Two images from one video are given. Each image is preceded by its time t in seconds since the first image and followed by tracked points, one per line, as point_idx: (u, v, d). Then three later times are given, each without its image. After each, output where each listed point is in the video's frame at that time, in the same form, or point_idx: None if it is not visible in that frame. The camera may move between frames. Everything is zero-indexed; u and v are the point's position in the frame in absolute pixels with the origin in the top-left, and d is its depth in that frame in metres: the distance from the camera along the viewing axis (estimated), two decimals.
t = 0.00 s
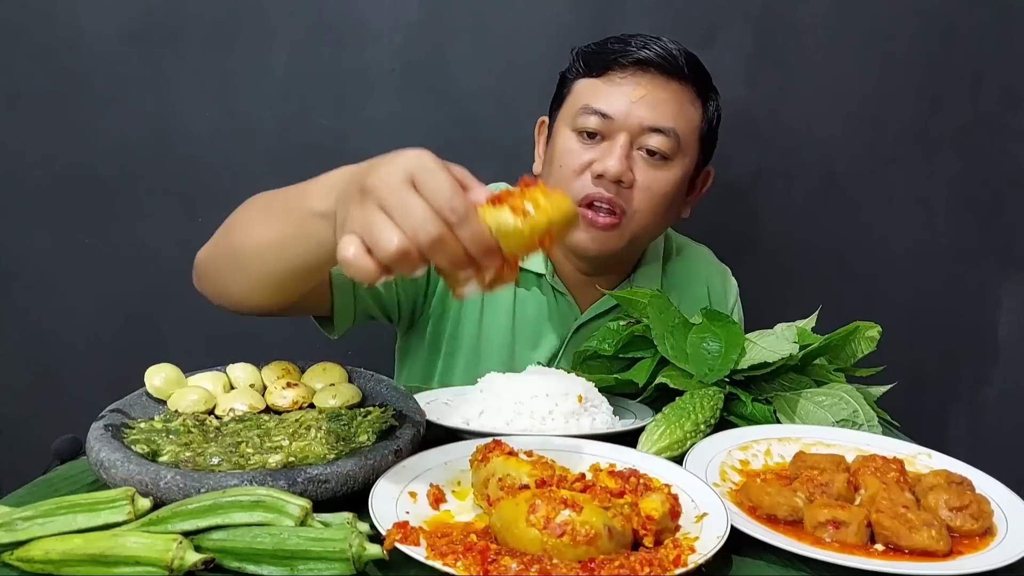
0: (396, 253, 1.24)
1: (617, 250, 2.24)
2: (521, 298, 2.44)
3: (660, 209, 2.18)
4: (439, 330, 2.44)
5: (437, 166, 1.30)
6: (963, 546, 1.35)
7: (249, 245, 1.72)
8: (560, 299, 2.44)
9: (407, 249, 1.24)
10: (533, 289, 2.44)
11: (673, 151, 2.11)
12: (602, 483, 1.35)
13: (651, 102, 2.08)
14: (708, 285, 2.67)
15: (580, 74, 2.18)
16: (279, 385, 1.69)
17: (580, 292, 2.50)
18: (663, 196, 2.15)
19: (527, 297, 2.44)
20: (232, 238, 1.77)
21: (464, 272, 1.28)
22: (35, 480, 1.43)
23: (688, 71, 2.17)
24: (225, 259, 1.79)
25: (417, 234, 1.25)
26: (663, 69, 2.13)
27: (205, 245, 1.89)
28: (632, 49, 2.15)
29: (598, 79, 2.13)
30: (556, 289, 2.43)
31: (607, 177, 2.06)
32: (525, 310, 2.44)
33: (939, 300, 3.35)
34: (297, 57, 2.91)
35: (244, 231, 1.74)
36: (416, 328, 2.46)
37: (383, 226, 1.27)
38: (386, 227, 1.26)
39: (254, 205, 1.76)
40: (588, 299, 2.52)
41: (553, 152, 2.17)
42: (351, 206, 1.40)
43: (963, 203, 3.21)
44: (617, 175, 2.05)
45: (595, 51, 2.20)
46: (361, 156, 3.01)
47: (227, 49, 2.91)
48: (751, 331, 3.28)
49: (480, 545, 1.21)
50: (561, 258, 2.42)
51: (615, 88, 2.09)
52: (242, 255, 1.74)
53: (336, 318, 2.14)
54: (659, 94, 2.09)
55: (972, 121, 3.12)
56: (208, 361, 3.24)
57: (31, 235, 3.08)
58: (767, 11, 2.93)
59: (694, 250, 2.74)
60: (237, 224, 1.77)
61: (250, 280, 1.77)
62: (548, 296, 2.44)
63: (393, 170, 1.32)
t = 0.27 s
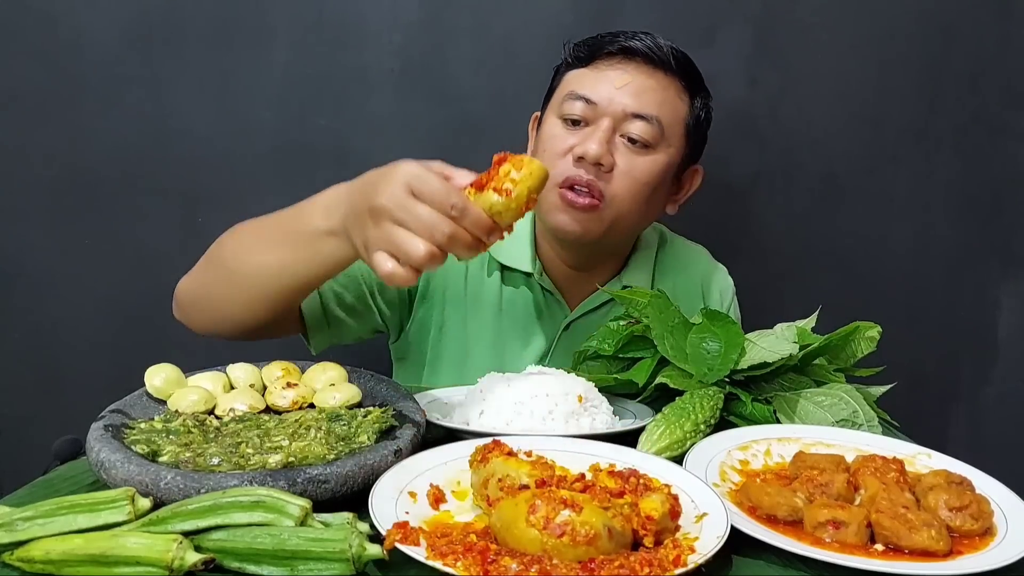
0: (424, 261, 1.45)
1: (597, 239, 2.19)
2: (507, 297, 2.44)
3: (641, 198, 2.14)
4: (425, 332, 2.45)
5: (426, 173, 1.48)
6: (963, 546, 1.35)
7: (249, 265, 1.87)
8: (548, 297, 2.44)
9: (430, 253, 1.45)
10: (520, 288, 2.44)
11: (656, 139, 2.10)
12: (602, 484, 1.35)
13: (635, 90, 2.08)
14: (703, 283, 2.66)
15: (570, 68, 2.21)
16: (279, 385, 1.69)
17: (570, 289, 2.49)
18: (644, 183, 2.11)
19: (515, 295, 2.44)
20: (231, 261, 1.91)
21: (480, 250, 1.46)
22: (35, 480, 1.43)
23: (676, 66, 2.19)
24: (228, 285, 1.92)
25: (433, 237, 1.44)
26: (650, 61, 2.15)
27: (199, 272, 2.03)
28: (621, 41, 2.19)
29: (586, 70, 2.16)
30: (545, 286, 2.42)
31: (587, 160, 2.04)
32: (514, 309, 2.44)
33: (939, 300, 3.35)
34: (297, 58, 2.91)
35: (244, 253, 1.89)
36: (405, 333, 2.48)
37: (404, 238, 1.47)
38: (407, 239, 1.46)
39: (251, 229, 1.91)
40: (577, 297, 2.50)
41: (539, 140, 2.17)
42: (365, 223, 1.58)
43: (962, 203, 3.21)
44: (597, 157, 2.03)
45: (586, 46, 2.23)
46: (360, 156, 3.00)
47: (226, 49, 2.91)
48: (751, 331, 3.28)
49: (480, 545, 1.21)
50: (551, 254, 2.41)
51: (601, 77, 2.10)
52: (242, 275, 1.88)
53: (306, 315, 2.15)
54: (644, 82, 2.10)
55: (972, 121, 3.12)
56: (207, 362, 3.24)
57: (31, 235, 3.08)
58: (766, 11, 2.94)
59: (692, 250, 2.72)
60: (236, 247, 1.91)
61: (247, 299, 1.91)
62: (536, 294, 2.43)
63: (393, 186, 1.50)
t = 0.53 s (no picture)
0: (444, 318, 1.57)
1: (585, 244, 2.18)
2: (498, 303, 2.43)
3: (628, 202, 2.13)
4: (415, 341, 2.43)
5: (443, 238, 1.60)
6: (963, 546, 1.35)
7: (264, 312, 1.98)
8: (538, 300, 2.40)
9: (449, 311, 1.57)
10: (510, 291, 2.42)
11: (644, 143, 2.08)
12: (602, 484, 1.35)
13: (623, 93, 2.06)
14: (698, 282, 2.65)
15: (559, 70, 2.19)
16: (279, 385, 1.69)
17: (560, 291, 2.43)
18: (631, 188, 2.10)
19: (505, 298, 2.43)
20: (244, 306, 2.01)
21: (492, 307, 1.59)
22: (35, 480, 1.43)
23: (665, 67, 2.16)
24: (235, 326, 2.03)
25: (452, 298, 1.56)
26: (638, 63, 2.12)
27: (204, 307, 2.11)
28: (609, 43, 2.16)
29: (574, 73, 2.14)
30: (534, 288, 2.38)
31: (573, 166, 2.03)
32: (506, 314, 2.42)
33: (939, 300, 3.35)
34: (297, 58, 2.91)
35: (259, 299, 1.99)
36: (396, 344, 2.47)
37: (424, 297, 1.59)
38: (427, 299, 1.59)
39: (265, 275, 2.02)
40: (567, 299, 2.45)
41: (526, 144, 2.15)
42: (386, 285, 1.71)
43: (963, 204, 3.21)
44: (583, 164, 2.01)
45: (575, 47, 2.21)
46: (360, 157, 3.01)
47: (227, 50, 2.91)
48: (751, 331, 3.28)
49: (480, 545, 1.21)
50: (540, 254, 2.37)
51: (588, 80, 2.08)
52: (255, 320, 2.00)
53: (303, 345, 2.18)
54: (632, 86, 2.08)
55: (972, 121, 3.12)
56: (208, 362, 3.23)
57: (31, 235, 3.08)
58: (767, 12, 2.94)
59: (689, 250, 2.70)
60: (249, 291, 2.02)
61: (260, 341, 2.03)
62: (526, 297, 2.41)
63: (412, 250, 1.62)
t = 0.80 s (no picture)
0: (477, 246, 1.63)
1: (578, 245, 2.15)
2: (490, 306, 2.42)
3: (622, 202, 2.11)
4: (405, 344, 2.42)
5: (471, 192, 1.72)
6: (963, 546, 1.35)
7: (264, 293, 1.92)
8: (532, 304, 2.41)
9: (482, 240, 1.62)
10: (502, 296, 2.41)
11: (637, 142, 2.08)
12: (602, 483, 1.35)
13: (617, 92, 2.06)
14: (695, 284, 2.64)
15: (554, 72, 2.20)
16: (279, 385, 1.69)
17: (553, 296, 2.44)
18: (624, 187, 2.09)
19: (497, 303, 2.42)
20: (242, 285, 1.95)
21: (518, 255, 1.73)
22: (35, 480, 1.42)
23: (660, 70, 2.18)
24: (228, 309, 1.96)
25: (485, 227, 1.63)
26: (633, 64, 2.14)
27: (193, 291, 2.03)
28: (605, 44, 2.18)
29: (568, 73, 2.15)
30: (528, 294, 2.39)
31: (566, 162, 2.01)
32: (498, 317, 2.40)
33: (940, 300, 3.35)
34: (298, 58, 2.91)
35: (262, 278, 1.94)
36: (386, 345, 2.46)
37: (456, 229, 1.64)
38: (458, 233, 1.64)
39: (269, 258, 1.98)
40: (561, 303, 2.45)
41: (520, 143, 2.14)
42: (414, 239, 1.74)
43: (963, 204, 3.21)
44: (576, 159, 2.00)
45: (570, 51, 2.22)
46: (360, 156, 3.01)
47: (227, 49, 2.91)
48: (751, 331, 3.28)
49: (480, 545, 1.21)
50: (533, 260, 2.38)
51: (583, 80, 2.09)
52: (252, 301, 1.93)
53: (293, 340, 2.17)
54: (627, 85, 2.09)
55: (972, 121, 3.12)
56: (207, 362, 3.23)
57: (32, 235, 3.08)
58: (767, 12, 2.94)
59: (688, 252, 2.70)
60: (253, 272, 1.96)
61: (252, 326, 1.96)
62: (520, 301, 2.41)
63: (442, 201, 1.70)
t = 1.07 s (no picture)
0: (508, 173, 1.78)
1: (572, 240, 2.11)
2: (486, 306, 2.42)
3: (617, 197, 2.08)
4: (398, 340, 2.41)
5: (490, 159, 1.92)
6: (963, 546, 1.35)
7: (265, 260, 1.92)
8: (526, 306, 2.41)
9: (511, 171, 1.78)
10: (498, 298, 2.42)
11: (634, 137, 2.07)
12: (602, 483, 1.35)
13: (614, 87, 2.07)
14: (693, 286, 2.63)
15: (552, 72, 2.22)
16: (279, 385, 1.68)
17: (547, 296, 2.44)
18: (621, 181, 2.06)
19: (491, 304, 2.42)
20: (243, 254, 1.95)
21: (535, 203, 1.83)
22: (35, 480, 1.42)
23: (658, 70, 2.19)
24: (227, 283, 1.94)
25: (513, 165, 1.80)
26: (631, 63, 2.16)
27: (188, 262, 2.01)
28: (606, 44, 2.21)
29: (567, 71, 2.16)
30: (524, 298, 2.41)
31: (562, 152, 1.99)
32: (492, 318, 2.41)
33: (940, 299, 3.35)
34: (298, 57, 2.92)
35: (265, 249, 1.94)
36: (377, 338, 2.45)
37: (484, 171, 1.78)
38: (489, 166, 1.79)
39: (274, 229, 1.99)
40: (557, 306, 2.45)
41: (516, 137, 2.13)
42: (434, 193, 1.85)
43: (963, 203, 3.21)
44: (572, 149, 1.98)
45: (569, 53, 2.25)
46: (361, 155, 3.01)
47: (227, 48, 2.91)
48: (751, 331, 3.28)
49: (480, 545, 1.21)
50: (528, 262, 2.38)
51: (581, 76, 2.10)
52: (252, 269, 1.93)
53: (283, 324, 2.14)
54: (625, 81, 2.10)
55: (972, 121, 3.12)
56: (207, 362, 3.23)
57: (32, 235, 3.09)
58: (767, 12, 2.94)
59: (686, 253, 2.70)
60: (255, 245, 1.96)
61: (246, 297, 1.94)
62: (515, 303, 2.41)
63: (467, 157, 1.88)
